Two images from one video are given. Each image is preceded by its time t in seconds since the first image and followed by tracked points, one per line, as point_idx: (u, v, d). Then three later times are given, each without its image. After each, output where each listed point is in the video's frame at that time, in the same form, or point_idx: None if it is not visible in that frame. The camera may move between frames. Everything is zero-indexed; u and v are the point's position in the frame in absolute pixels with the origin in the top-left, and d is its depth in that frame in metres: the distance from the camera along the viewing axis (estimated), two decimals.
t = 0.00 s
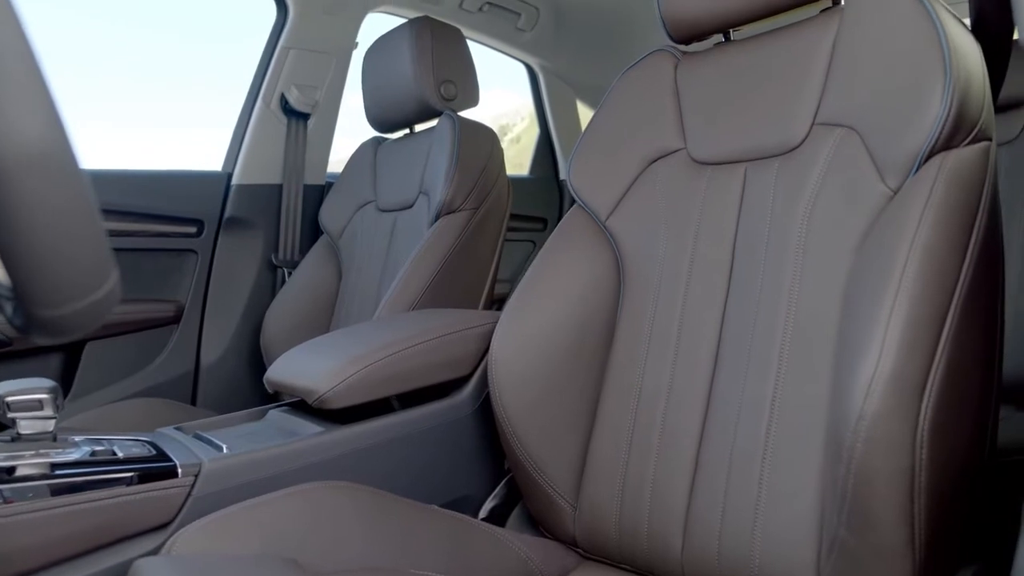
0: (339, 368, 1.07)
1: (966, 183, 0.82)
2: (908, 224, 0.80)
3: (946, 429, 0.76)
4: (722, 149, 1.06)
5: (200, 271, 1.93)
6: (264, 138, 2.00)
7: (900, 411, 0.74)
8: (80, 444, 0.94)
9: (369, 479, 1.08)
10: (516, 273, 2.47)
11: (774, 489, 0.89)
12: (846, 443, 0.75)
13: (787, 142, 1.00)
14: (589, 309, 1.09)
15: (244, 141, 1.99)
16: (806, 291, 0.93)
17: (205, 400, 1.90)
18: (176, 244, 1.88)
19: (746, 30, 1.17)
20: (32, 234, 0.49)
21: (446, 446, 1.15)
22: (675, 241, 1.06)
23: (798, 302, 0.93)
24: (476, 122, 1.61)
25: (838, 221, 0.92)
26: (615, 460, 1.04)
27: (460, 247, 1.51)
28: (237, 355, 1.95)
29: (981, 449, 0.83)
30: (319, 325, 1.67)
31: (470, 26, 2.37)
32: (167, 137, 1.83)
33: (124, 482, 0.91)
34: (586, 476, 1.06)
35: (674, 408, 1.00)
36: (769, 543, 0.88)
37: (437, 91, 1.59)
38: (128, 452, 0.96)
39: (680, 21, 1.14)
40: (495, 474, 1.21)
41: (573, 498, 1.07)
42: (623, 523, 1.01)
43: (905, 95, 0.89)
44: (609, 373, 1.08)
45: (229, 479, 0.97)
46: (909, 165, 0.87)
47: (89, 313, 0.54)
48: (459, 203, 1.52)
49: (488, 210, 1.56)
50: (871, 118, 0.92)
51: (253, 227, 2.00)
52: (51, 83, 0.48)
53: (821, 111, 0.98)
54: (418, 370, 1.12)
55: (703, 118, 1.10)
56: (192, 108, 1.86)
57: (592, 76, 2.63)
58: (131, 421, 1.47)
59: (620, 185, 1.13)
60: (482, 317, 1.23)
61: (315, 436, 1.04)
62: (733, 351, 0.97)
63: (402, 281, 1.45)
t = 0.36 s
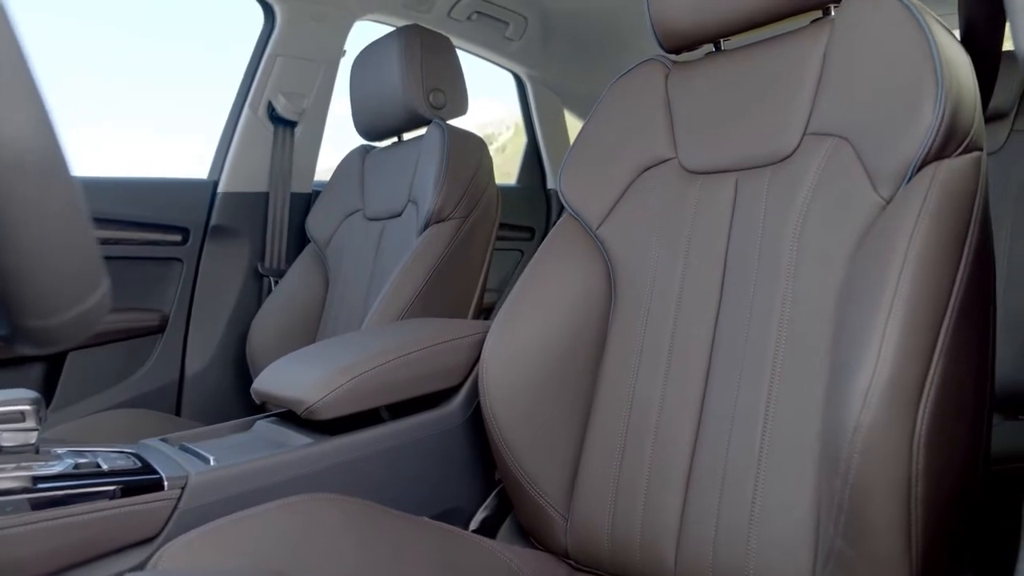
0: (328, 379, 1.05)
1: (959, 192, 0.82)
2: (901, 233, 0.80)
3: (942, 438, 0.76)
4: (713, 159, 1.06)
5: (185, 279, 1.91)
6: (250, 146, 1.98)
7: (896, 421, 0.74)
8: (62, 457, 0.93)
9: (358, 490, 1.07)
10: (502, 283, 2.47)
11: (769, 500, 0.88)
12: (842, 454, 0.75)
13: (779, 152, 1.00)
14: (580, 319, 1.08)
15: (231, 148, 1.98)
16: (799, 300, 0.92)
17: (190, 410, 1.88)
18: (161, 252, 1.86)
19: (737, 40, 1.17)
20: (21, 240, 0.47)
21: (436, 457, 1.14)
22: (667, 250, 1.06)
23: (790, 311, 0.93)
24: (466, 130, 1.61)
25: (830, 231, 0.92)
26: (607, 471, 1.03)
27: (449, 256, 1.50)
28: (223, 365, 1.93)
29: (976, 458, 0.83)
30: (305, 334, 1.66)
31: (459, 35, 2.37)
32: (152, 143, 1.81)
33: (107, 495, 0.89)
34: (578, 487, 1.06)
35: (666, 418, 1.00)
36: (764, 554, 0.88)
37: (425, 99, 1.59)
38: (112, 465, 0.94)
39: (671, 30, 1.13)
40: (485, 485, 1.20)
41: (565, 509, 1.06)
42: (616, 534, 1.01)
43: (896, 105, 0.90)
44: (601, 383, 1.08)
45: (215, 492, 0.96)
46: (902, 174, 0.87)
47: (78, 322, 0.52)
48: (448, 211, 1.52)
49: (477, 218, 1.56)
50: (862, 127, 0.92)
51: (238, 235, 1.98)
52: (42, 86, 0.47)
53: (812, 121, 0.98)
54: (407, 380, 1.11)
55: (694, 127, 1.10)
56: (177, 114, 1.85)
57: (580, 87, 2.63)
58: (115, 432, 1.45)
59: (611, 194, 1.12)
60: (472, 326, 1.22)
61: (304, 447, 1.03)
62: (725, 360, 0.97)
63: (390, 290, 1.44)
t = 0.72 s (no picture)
0: (319, 390, 1.04)
1: (955, 202, 0.83)
2: (899, 243, 0.80)
3: (943, 449, 0.76)
4: (707, 169, 1.06)
5: (172, 289, 1.89)
6: (240, 154, 1.97)
7: (897, 432, 0.74)
8: (48, 470, 0.91)
9: (350, 503, 1.06)
10: (492, 293, 2.47)
11: (766, 511, 0.88)
12: (843, 465, 0.75)
13: (773, 162, 1.00)
14: (573, 329, 1.08)
15: (220, 157, 1.97)
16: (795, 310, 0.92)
17: (177, 422, 1.86)
18: (148, 262, 1.85)
19: (730, 51, 1.18)
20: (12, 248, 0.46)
21: (428, 469, 1.13)
22: (662, 260, 1.06)
23: (786, 322, 0.92)
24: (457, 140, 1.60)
25: (825, 241, 0.91)
26: (602, 483, 1.02)
27: (440, 266, 1.49)
28: (211, 377, 1.91)
29: (975, 468, 0.83)
30: (295, 345, 1.64)
31: (450, 45, 2.37)
32: (141, 151, 1.80)
33: (93, 510, 0.86)
34: (572, 499, 1.05)
35: (662, 429, 0.99)
36: (762, 567, 0.87)
37: (416, 108, 1.58)
38: (99, 479, 0.92)
39: (663, 41, 1.13)
40: (479, 497, 1.19)
41: (559, 522, 1.05)
42: (611, 547, 1.00)
43: (891, 115, 0.89)
44: (595, 394, 1.07)
45: (205, 505, 0.94)
46: (898, 184, 0.87)
47: (69, 334, 0.51)
48: (439, 221, 1.51)
49: (469, 228, 1.55)
50: (857, 139, 0.92)
51: (227, 245, 1.97)
52: (38, 93, 0.46)
53: (806, 132, 0.98)
54: (400, 391, 1.10)
55: (688, 138, 1.09)
56: (165, 123, 1.83)
57: (570, 99, 2.62)
58: (101, 444, 1.43)
59: (604, 205, 1.12)
60: (465, 337, 1.21)
61: (294, 459, 1.02)
62: (721, 371, 0.96)
63: (381, 301, 1.43)
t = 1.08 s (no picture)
0: (314, 403, 1.03)
1: (955, 214, 0.82)
2: (900, 254, 0.80)
3: (945, 461, 0.76)
4: (705, 181, 1.06)
5: (163, 300, 1.88)
6: (232, 164, 1.97)
7: (900, 444, 0.73)
8: (37, 483, 0.89)
9: (345, 517, 1.05)
10: (485, 304, 2.47)
11: (767, 524, 0.87)
12: (846, 477, 0.75)
13: (771, 172, 1.00)
14: (570, 341, 1.07)
15: (212, 167, 1.95)
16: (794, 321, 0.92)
17: (167, 434, 1.84)
18: (139, 273, 1.83)
19: (725, 63, 1.18)
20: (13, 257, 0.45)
21: (424, 482, 1.12)
22: (659, 271, 1.05)
23: (785, 334, 0.92)
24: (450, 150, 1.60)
25: (824, 252, 0.91)
26: (600, 496, 1.02)
27: (435, 277, 1.48)
28: (202, 388, 1.89)
29: (977, 480, 0.82)
30: (286, 356, 1.63)
31: (444, 55, 2.37)
32: (134, 160, 1.79)
33: (80, 526, 0.84)
34: (570, 512, 1.04)
35: (661, 441, 0.99)
36: None
37: (411, 119, 1.58)
38: (89, 492, 0.90)
39: (659, 53, 1.13)
40: (475, 510, 1.18)
41: (556, 535, 1.05)
42: (609, 561, 0.99)
43: (889, 126, 0.89)
44: (592, 406, 1.07)
45: (198, 519, 0.93)
46: (897, 195, 0.86)
47: (66, 345, 0.50)
48: (434, 232, 1.50)
49: (463, 238, 1.54)
50: (855, 149, 0.92)
51: (219, 255, 1.96)
52: (41, 100, 0.45)
53: (804, 143, 0.98)
54: (395, 404, 1.09)
55: (685, 149, 1.09)
56: (156, 132, 1.82)
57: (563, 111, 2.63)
58: (90, 457, 1.41)
59: (601, 216, 1.12)
60: (461, 348, 1.20)
61: (289, 473, 1.01)
62: (719, 383, 0.96)
63: (375, 313, 1.42)
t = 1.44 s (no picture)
0: (310, 416, 1.02)
1: (957, 226, 0.82)
2: (903, 266, 0.80)
3: (952, 475, 0.75)
4: (704, 193, 1.06)
5: (156, 311, 1.87)
6: (226, 175, 1.96)
7: (907, 458, 0.73)
8: (28, 500, 0.87)
9: (343, 533, 1.03)
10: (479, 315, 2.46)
11: (771, 539, 0.86)
12: (852, 491, 0.74)
13: (771, 185, 1.00)
14: (569, 354, 1.07)
15: (206, 177, 1.94)
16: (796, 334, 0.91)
17: (158, 448, 1.82)
18: (131, 284, 1.82)
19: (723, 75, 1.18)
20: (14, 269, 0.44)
21: (422, 496, 1.11)
22: (659, 284, 1.05)
23: (787, 347, 0.91)
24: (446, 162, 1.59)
25: (826, 265, 0.91)
26: (601, 510, 1.01)
27: (431, 289, 1.48)
28: (194, 401, 1.87)
29: (982, 494, 0.82)
30: (280, 369, 1.62)
31: (439, 67, 2.37)
32: (129, 170, 1.78)
33: (68, 544, 0.82)
34: (570, 526, 1.03)
35: (662, 455, 0.98)
36: None
37: (407, 130, 1.57)
38: (81, 509, 0.89)
39: (658, 65, 1.13)
40: (473, 525, 1.16)
41: (557, 550, 1.04)
42: None
43: (889, 139, 0.89)
44: (592, 419, 1.06)
45: (193, 535, 0.91)
46: (898, 208, 0.86)
47: (66, 360, 0.49)
48: (430, 244, 1.49)
49: (459, 250, 1.54)
50: (855, 162, 0.92)
51: (212, 266, 1.95)
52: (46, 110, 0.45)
53: (805, 156, 0.98)
54: (393, 417, 1.08)
55: (684, 161, 1.09)
56: (150, 142, 1.81)
57: (557, 123, 2.64)
58: (82, 471, 1.40)
59: (600, 228, 1.11)
60: (458, 361, 1.19)
61: (286, 488, 0.99)
62: (721, 396, 0.95)
63: (371, 326, 1.41)
